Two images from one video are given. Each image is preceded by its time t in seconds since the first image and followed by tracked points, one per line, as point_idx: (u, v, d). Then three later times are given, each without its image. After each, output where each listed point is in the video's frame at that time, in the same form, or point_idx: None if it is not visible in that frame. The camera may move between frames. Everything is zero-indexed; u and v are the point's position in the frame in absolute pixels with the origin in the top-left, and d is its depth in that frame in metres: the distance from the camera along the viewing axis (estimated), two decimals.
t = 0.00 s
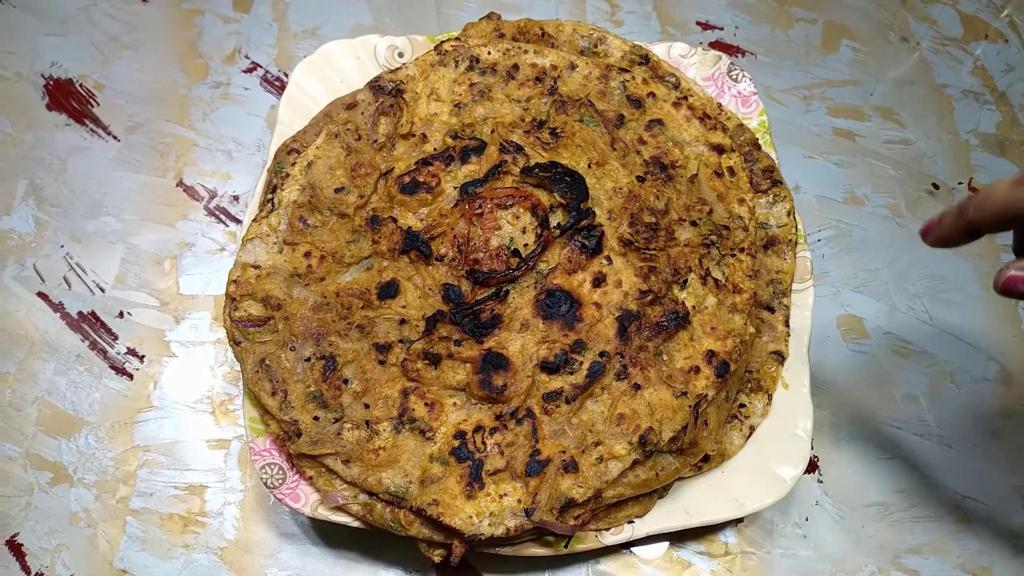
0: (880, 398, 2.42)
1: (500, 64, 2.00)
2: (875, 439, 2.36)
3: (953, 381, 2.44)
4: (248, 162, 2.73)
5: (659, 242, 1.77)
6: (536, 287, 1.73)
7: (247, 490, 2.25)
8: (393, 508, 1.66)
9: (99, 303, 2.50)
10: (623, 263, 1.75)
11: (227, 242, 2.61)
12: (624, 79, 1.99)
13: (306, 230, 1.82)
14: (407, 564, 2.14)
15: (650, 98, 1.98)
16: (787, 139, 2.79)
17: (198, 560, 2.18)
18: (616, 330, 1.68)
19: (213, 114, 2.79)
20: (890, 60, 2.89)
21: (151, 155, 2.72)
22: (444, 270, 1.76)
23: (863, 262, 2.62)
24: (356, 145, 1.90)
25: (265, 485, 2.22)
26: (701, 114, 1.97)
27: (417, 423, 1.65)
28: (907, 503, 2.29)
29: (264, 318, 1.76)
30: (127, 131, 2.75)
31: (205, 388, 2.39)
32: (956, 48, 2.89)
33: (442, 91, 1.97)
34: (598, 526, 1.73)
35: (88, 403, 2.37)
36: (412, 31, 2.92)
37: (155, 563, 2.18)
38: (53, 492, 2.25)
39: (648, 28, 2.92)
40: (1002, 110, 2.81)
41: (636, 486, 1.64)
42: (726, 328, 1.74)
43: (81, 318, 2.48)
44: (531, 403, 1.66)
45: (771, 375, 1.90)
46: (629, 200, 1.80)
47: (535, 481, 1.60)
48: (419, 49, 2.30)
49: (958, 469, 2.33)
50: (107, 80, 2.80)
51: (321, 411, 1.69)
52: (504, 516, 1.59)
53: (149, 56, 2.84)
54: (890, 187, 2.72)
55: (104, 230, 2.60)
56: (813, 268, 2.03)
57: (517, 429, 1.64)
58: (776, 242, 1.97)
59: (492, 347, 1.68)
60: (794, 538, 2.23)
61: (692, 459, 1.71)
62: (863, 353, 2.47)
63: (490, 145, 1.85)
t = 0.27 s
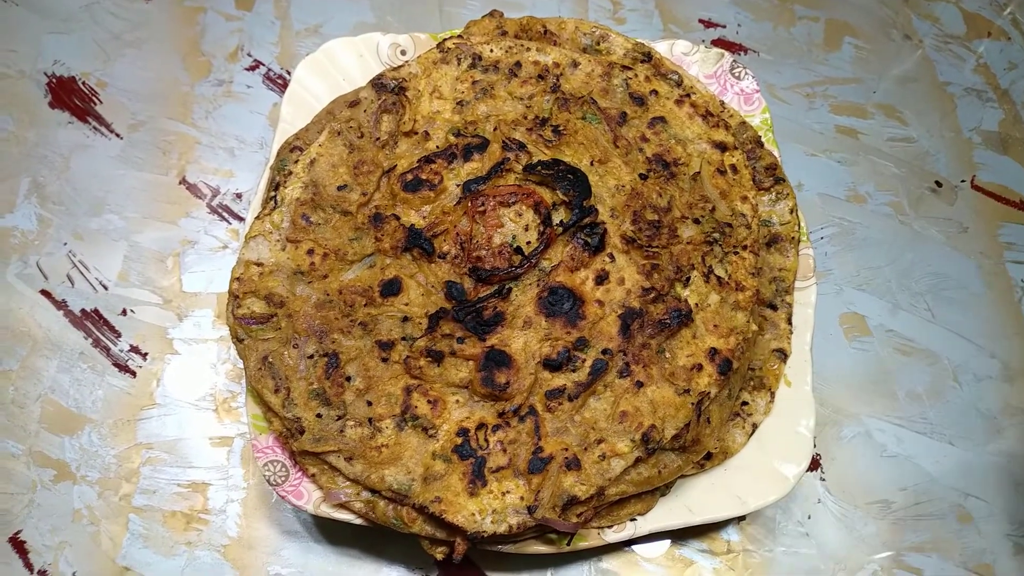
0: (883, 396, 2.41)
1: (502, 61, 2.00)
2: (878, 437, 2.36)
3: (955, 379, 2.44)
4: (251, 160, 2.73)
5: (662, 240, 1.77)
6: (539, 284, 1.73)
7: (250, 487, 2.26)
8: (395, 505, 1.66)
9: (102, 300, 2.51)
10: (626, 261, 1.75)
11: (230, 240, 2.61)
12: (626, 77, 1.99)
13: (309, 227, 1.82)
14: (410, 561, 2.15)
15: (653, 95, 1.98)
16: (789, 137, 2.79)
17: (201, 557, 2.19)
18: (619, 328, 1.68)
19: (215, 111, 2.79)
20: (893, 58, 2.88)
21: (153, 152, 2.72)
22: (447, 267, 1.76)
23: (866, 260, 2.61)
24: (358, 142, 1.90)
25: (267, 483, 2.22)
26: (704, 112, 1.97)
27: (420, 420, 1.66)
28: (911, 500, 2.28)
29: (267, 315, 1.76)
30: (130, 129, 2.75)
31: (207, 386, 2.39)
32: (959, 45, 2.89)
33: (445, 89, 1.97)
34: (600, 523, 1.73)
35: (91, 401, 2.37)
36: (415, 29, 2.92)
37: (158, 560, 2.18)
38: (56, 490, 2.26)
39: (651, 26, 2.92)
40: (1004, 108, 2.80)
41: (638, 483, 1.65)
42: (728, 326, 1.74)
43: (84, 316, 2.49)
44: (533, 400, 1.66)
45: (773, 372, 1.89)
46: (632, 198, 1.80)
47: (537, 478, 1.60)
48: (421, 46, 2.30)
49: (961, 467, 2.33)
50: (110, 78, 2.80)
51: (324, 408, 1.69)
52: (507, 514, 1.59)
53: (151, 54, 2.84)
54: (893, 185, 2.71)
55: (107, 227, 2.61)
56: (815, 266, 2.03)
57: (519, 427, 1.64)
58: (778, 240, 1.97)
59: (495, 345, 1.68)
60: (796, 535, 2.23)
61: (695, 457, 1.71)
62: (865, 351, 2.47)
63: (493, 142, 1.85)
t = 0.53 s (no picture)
0: (877, 396, 2.42)
1: (499, 61, 2.01)
2: (873, 437, 2.37)
3: (950, 379, 2.45)
4: (247, 159, 2.73)
5: (658, 240, 1.78)
6: (535, 283, 1.73)
7: (246, 486, 2.25)
8: (391, 503, 1.66)
9: (97, 299, 2.50)
10: (622, 261, 1.75)
11: (225, 239, 2.60)
12: (622, 77, 2.00)
13: (305, 226, 1.82)
14: (406, 559, 2.15)
15: (649, 96, 1.99)
16: (785, 138, 2.80)
17: (197, 555, 2.18)
18: (614, 327, 1.68)
19: (211, 110, 2.78)
20: (888, 60, 2.90)
21: (149, 151, 2.72)
22: (443, 266, 1.76)
23: (861, 260, 2.62)
24: (354, 142, 1.90)
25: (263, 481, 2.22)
26: (700, 112, 1.97)
27: (416, 419, 1.66)
28: (905, 500, 2.30)
29: (263, 314, 1.76)
30: (125, 127, 2.74)
31: (203, 384, 2.38)
32: (954, 48, 2.90)
33: (441, 89, 1.98)
34: (596, 522, 1.73)
35: (86, 399, 2.37)
36: (411, 29, 2.92)
37: (153, 559, 2.18)
38: (51, 488, 2.25)
39: (647, 26, 2.93)
40: (998, 110, 2.82)
41: (634, 482, 1.65)
42: (724, 325, 1.75)
43: (79, 314, 2.48)
44: (529, 399, 1.67)
45: (768, 372, 1.90)
46: (628, 198, 1.81)
47: (533, 477, 1.60)
48: (418, 46, 2.30)
49: (955, 466, 2.34)
50: (106, 76, 2.80)
51: (320, 407, 1.69)
52: (503, 512, 1.60)
53: (147, 52, 2.84)
54: (887, 187, 2.73)
55: (103, 226, 2.60)
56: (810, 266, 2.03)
57: (515, 426, 1.65)
58: (774, 240, 1.97)
59: (491, 344, 1.68)
60: (791, 534, 2.24)
61: (690, 456, 1.71)
62: (860, 351, 2.48)
63: (489, 142, 1.85)
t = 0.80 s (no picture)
0: (874, 396, 2.43)
1: (497, 62, 2.01)
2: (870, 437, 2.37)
3: (947, 379, 2.46)
4: (245, 160, 2.72)
5: (656, 240, 1.78)
6: (534, 284, 1.73)
7: (245, 487, 2.25)
8: (391, 504, 1.66)
9: (96, 299, 2.50)
10: (620, 261, 1.76)
11: (224, 239, 2.60)
12: (621, 78, 2.00)
13: (304, 227, 1.82)
14: (405, 560, 2.15)
15: (647, 96, 1.99)
16: (782, 138, 2.81)
17: (196, 556, 2.18)
18: (613, 327, 1.69)
19: (209, 111, 2.78)
20: (885, 60, 2.90)
21: (147, 151, 2.72)
22: (442, 267, 1.76)
23: (859, 260, 2.63)
24: (353, 142, 1.90)
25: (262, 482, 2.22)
26: (698, 113, 1.98)
27: (415, 419, 1.66)
28: (903, 499, 2.30)
29: (261, 314, 1.76)
30: (123, 128, 2.74)
31: (202, 385, 2.38)
32: (951, 48, 2.91)
33: (439, 89, 1.98)
34: (595, 522, 1.73)
35: (84, 400, 2.37)
36: (410, 29, 2.92)
37: (152, 559, 2.17)
38: (49, 489, 2.25)
39: (645, 27, 2.93)
40: (995, 110, 2.83)
41: (632, 482, 1.65)
42: (722, 325, 1.75)
43: (77, 314, 2.48)
44: (528, 400, 1.67)
45: (766, 372, 1.90)
46: (626, 198, 1.81)
47: (532, 477, 1.60)
48: (416, 46, 2.30)
49: (953, 466, 2.35)
50: (104, 76, 2.79)
51: (319, 408, 1.69)
52: (502, 513, 1.60)
53: (145, 52, 2.84)
54: (885, 187, 2.73)
55: (101, 226, 2.60)
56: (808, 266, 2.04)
57: (514, 426, 1.65)
58: (772, 240, 1.98)
59: (490, 344, 1.68)
60: (789, 534, 2.24)
61: (689, 456, 1.71)
62: (858, 351, 2.49)
63: (487, 142, 1.85)
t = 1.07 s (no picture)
0: (875, 398, 2.43)
1: (498, 64, 2.01)
2: (870, 439, 2.38)
3: (948, 382, 2.45)
4: (246, 162, 2.73)
5: (657, 243, 1.78)
6: (535, 286, 1.74)
7: (245, 489, 2.25)
8: (391, 506, 1.66)
9: (96, 301, 2.50)
10: (621, 263, 1.76)
11: (225, 241, 2.61)
12: (621, 80, 2.00)
13: (305, 229, 1.82)
14: (405, 562, 2.15)
15: (647, 99, 2.00)
16: (783, 141, 2.81)
17: (196, 558, 2.18)
18: (613, 330, 1.69)
19: (210, 113, 2.79)
20: (885, 63, 2.91)
21: (148, 153, 2.72)
22: (443, 269, 1.76)
23: (859, 263, 2.63)
24: (354, 144, 1.91)
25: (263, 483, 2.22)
26: (698, 115, 1.98)
27: (415, 421, 1.66)
28: (903, 502, 2.30)
29: (262, 316, 1.76)
30: (124, 130, 2.75)
31: (202, 387, 2.39)
32: (951, 51, 2.91)
33: (440, 92, 1.98)
34: (595, 524, 1.73)
35: (85, 402, 2.37)
36: (411, 31, 2.93)
37: (152, 561, 2.18)
38: (50, 491, 2.25)
39: (646, 29, 2.93)
40: (995, 113, 2.83)
41: (633, 485, 1.65)
42: (723, 328, 1.75)
43: (78, 316, 2.48)
44: (529, 402, 1.67)
45: (767, 374, 1.91)
46: (627, 201, 1.81)
47: (532, 480, 1.60)
48: (417, 48, 2.31)
49: (953, 469, 2.34)
50: (105, 78, 2.80)
51: (319, 410, 1.69)
52: (502, 515, 1.60)
53: (146, 54, 2.84)
54: (885, 189, 2.73)
55: (102, 228, 2.60)
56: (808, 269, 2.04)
57: (515, 428, 1.65)
58: (772, 243, 1.98)
59: (490, 346, 1.68)
60: (789, 536, 2.25)
61: (689, 458, 1.72)
62: (858, 354, 2.49)
63: (488, 145, 1.85)
